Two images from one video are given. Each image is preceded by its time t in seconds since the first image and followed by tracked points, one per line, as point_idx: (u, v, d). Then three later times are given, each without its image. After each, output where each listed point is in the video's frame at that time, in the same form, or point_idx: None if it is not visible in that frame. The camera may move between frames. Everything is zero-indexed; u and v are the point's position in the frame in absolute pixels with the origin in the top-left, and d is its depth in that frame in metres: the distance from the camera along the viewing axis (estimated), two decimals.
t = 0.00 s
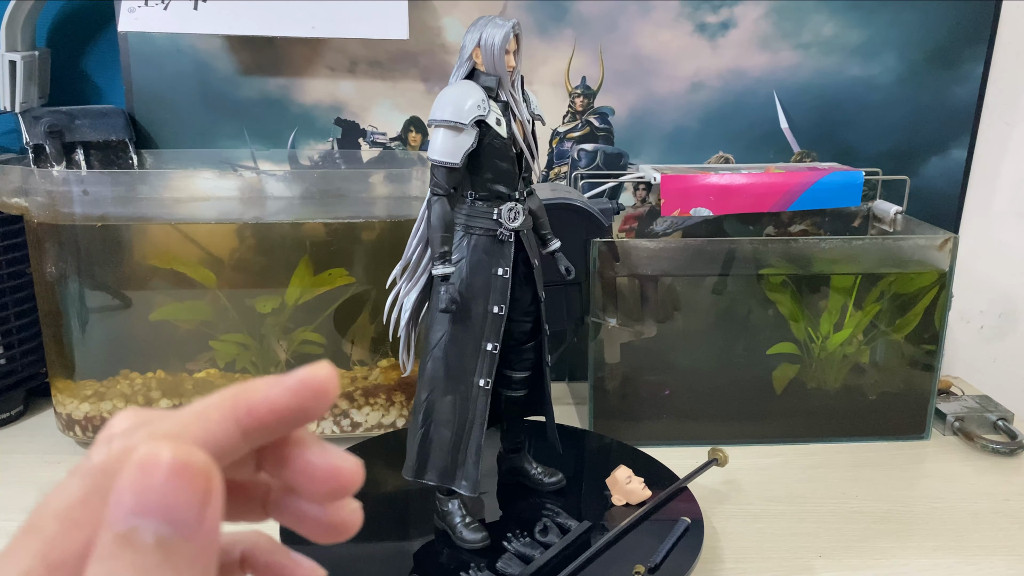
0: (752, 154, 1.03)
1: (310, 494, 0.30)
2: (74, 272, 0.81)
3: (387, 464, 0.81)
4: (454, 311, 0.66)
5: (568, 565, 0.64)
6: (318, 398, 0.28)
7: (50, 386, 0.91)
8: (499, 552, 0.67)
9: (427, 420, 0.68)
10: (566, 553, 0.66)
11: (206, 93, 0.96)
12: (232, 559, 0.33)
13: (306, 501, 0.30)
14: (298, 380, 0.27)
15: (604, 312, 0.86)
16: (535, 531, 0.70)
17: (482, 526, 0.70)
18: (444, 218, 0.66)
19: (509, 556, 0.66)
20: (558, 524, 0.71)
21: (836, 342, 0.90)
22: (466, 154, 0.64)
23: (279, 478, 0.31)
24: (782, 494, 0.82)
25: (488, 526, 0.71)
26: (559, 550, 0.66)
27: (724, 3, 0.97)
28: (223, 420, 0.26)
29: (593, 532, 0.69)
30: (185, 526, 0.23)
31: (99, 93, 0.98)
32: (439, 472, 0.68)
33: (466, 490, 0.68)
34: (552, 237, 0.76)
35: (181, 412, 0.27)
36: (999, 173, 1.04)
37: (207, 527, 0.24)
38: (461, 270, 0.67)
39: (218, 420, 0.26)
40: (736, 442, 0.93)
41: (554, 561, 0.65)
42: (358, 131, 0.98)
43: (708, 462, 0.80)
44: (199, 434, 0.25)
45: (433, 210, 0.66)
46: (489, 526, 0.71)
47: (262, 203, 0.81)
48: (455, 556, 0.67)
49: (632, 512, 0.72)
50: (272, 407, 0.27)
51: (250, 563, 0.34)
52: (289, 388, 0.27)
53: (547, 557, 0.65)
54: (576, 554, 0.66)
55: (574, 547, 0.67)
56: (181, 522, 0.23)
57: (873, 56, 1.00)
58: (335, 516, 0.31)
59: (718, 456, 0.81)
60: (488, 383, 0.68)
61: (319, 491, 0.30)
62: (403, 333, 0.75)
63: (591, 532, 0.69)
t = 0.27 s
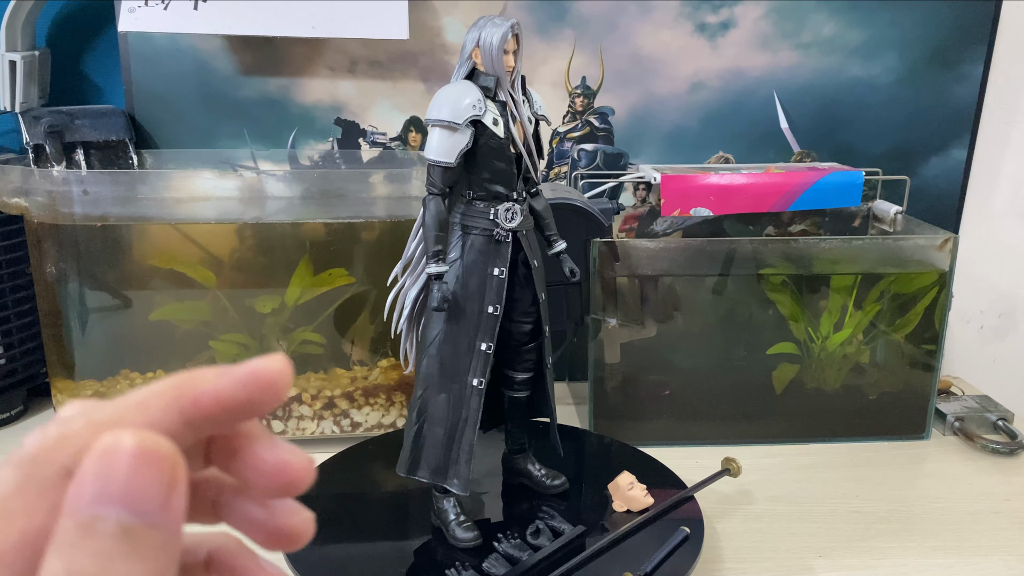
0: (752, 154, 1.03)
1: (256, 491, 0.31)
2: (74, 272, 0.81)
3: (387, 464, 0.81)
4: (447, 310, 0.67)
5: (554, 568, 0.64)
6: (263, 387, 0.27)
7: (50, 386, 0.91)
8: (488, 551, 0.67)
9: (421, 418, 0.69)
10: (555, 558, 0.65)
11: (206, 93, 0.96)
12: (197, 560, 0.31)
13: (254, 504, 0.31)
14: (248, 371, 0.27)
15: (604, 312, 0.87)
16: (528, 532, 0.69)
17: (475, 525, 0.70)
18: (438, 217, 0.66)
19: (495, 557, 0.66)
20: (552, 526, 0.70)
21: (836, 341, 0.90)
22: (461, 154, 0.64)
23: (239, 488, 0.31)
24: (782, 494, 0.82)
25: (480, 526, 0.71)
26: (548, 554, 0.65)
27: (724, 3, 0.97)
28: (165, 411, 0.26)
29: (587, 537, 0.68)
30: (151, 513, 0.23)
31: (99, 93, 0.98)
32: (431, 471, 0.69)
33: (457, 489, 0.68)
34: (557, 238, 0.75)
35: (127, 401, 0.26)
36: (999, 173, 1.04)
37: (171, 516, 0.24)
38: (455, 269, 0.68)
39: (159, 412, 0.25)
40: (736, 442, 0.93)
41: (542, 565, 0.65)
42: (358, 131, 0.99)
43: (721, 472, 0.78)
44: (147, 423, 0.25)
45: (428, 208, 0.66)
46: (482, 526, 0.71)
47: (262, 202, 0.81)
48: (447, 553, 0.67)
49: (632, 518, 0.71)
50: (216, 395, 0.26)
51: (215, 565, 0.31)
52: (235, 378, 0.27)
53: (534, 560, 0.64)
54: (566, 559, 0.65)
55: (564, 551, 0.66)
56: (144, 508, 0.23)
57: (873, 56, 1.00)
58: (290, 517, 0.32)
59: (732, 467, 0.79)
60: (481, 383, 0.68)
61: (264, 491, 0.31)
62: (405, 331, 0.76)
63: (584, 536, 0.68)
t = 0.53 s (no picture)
0: (752, 154, 1.03)
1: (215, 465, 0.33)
2: (74, 272, 0.81)
3: (386, 464, 0.81)
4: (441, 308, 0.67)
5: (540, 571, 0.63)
6: (201, 368, 0.29)
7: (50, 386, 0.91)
8: (479, 551, 0.67)
9: (416, 415, 0.69)
10: (544, 560, 0.65)
11: (206, 93, 0.96)
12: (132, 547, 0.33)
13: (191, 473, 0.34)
14: (182, 352, 0.29)
15: (604, 312, 0.87)
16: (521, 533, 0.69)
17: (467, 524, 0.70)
18: (434, 216, 0.66)
19: (481, 556, 0.66)
20: (546, 528, 0.70)
21: (836, 341, 0.90)
22: (455, 153, 0.64)
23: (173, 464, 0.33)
24: (782, 494, 0.82)
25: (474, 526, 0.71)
26: (536, 556, 0.65)
27: (724, 3, 0.97)
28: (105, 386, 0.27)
29: (582, 540, 0.68)
30: (74, 479, 0.24)
31: (99, 93, 0.98)
32: (425, 468, 0.69)
33: (449, 487, 0.68)
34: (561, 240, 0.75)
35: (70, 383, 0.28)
36: (999, 173, 1.04)
37: (95, 482, 0.25)
38: (450, 269, 0.68)
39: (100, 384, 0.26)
40: (736, 442, 0.93)
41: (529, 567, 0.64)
42: (358, 131, 0.99)
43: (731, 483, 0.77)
44: (86, 394, 0.26)
45: (424, 206, 0.66)
46: (476, 526, 0.71)
47: (262, 202, 0.81)
48: (441, 550, 0.67)
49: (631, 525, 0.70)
50: (154, 374, 0.28)
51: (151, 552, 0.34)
52: (170, 359, 0.29)
53: (520, 561, 0.64)
54: (557, 561, 0.65)
55: (555, 553, 0.66)
56: (70, 477, 0.24)
57: (873, 55, 1.00)
58: (245, 493, 0.35)
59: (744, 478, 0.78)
60: (475, 382, 0.68)
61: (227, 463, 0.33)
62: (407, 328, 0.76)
63: (579, 540, 0.68)
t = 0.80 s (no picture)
0: (752, 154, 1.03)
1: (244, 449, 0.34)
2: (74, 272, 0.81)
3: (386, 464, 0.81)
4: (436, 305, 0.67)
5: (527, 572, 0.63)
6: (261, 357, 0.27)
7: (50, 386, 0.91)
8: (469, 550, 0.67)
9: (412, 412, 0.70)
10: (532, 563, 0.65)
11: (206, 93, 0.96)
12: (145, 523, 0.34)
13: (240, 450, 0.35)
14: (238, 341, 0.27)
15: (604, 312, 0.87)
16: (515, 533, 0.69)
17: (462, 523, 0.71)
18: (430, 215, 0.66)
19: (468, 555, 0.66)
20: (540, 530, 0.69)
21: (836, 341, 0.90)
22: (451, 153, 0.64)
23: (237, 441, 0.34)
24: (782, 494, 0.82)
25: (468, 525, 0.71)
26: (524, 557, 0.65)
27: (724, 3, 0.97)
28: (172, 391, 0.26)
29: (576, 543, 0.67)
30: (47, 477, 0.23)
31: (99, 93, 0.98)
32: (419, 465, 0.69)
33: (441, 485, 0.68)
34: (565, 240, 0.74)
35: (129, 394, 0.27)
36: (999, 173, 1.04)
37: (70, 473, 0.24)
38: (446, 266, 0.68)
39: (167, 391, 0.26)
40: (735, 442, 0.93)
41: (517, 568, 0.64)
42: (358, 132, 0.99)
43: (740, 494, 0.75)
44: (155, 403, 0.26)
45: (420, 205, 0.66)
46: (471, 526, 0.71)
47: (262, 202, 0.81)
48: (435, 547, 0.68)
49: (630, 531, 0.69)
50: (215, 369, 0.27)
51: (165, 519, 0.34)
52: (230, 350, 0.27)
53: (506, 561, 0.64)
54: (545, 565, 0.64)
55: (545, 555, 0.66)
56: (39, 470, 0.22)
57: (873, 55, 1.00)
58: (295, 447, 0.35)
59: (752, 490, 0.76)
60: (469, 382, 0.68)
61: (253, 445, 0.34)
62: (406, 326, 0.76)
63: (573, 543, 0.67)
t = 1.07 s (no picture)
0: (752, 154, 1.03)
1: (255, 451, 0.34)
2: (75, 272, 0.81)
3: (386, 464, 0.81)
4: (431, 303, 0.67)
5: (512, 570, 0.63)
6: (282, 384, 0.24)
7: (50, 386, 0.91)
8: (460, 549, 0.67)
9: (409, 409, 0.70)
10: (519, 564, 0.64)
11: (206, 93, 0.96)
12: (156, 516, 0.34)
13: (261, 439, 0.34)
14: (259, 365, 0.24)
15: (604, 312, 0.87)
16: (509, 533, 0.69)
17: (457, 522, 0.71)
18: (427, 215, 0.66)
19: (456, 554, 0.66)
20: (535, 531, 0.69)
21: (836, 341, 0.90)
22: (448, 152, 0.65)
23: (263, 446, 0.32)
24: (781, 494, 0.82)
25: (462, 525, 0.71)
26: (513, 557, 0.65)
27: (724, 3, 0.97)
28: (192, 416, 0.24)
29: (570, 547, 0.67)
30: None
31: (99, 93, 0.98)
32: (415, 463, 0.70)
33: (434, 483, 0.69)
34: (568, 241, 0.74)
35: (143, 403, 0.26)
36: (999, 173, 1.04)
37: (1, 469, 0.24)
38: (443, 265, 0.68)
39: (185, 414, 0.24)
40: (735, 442, 0.93)
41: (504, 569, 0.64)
42: (358, 132, 0.99)
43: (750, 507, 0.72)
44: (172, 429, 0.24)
45: (417, 205, 0.66)
46: (466, 526, 0.71)
47: (262, 202, 0.81)
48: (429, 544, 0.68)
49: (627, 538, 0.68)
50: (238, 397, 0.24)
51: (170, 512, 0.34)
52: (250, 375, 0.24)
53: (493, 561, 0.64)
54: (531, 567, 0.64)
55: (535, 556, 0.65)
56: None
57: (873, 55, 1.00)
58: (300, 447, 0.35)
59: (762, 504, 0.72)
60: (464, 381, 0.68)
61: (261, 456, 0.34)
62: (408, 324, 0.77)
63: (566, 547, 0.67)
